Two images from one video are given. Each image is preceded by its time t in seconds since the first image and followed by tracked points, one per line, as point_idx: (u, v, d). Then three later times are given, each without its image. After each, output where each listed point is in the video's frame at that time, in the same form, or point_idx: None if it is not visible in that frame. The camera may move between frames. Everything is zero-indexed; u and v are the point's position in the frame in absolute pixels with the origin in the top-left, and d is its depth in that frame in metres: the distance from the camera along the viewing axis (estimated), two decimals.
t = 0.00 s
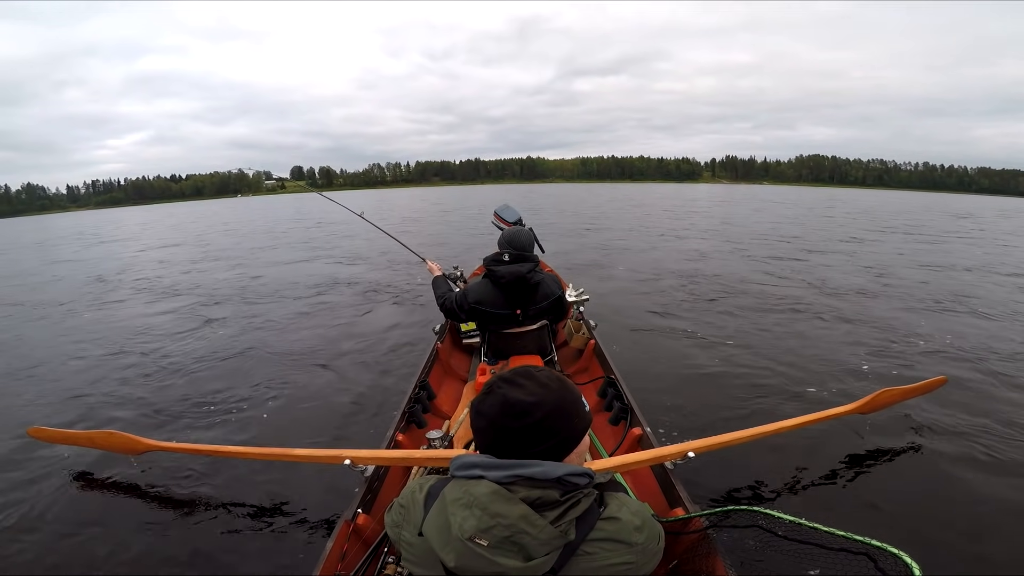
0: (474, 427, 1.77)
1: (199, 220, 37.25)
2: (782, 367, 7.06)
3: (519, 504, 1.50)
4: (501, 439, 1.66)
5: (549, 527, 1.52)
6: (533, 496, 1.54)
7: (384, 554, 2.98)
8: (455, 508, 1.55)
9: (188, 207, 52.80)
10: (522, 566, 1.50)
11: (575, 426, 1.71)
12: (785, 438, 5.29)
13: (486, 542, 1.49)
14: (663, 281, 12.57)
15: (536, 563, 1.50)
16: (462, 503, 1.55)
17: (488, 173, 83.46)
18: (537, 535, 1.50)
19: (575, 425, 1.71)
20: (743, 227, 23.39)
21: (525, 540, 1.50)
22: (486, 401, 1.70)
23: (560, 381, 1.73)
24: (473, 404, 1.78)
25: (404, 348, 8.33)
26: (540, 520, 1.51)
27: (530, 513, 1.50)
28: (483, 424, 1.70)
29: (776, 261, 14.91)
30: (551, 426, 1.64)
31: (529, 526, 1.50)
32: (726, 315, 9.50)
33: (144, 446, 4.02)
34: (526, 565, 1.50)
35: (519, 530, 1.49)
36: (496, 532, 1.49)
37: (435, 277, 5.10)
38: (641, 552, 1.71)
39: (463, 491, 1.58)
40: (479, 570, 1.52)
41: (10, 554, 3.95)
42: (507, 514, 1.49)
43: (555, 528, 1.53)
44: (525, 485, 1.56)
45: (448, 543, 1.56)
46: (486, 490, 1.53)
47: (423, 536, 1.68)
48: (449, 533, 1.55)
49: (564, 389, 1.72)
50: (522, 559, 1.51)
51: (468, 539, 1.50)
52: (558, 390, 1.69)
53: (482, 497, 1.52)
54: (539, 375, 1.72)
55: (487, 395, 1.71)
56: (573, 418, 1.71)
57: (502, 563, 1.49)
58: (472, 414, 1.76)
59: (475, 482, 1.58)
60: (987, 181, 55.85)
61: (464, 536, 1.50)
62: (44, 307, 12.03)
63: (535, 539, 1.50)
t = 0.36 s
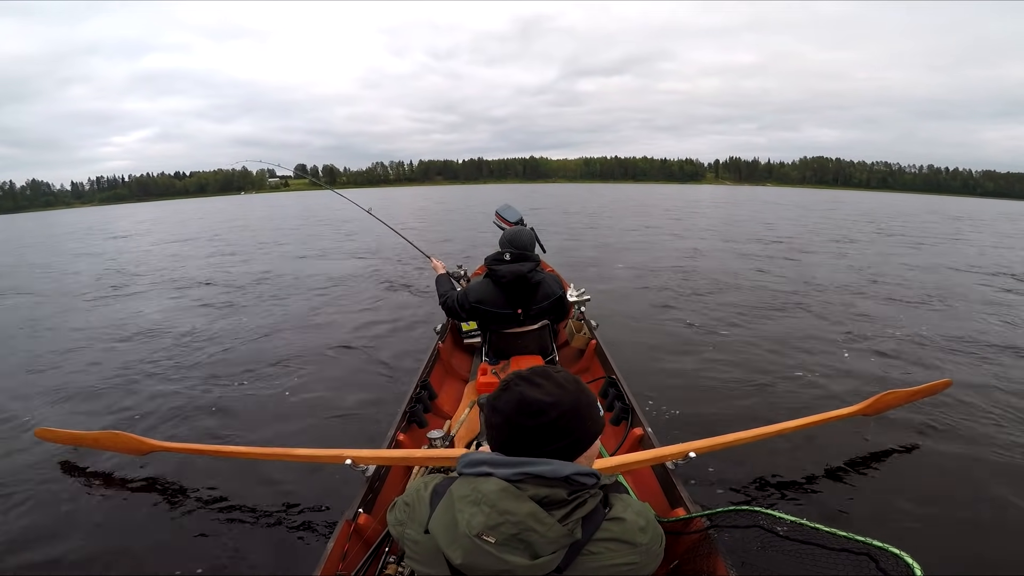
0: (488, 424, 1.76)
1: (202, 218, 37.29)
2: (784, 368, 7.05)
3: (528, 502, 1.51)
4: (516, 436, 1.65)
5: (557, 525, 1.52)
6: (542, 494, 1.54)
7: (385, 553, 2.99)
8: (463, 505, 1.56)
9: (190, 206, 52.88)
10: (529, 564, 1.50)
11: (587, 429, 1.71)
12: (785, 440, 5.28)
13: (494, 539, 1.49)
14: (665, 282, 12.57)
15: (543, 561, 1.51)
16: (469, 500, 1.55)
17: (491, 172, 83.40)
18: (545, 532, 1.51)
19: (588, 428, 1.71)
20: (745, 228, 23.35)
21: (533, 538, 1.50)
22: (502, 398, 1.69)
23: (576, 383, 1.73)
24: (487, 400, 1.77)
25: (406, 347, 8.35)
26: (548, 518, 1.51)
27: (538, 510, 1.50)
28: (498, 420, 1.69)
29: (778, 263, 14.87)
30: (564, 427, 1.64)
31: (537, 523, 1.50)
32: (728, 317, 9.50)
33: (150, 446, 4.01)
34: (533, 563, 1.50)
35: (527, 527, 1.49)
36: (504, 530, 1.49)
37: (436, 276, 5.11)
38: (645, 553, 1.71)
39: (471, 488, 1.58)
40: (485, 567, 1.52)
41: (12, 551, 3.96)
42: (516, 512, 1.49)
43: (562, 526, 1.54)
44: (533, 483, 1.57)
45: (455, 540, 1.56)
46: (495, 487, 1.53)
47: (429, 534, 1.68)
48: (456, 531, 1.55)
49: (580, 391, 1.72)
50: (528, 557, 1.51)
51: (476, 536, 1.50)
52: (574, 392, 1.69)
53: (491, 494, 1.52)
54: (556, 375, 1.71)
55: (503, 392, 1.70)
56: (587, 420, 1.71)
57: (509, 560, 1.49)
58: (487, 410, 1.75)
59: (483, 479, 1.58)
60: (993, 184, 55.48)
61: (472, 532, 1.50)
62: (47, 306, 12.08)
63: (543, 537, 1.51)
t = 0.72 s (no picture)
0: (503, 437, 1.66)
1: (205, 215, 37.35)
2: (785, 370, 7.04)
3: (529, 506, 1.51)
4: (547, 444, 1.63)
5: (558, 528, 1.53)
6: (542, 497, 1.54)
7: (385, 554, 3.00)
8: (463, 509, 1.56)
9: (194, 203, 52.94)
10: (532, 567, 1.51)
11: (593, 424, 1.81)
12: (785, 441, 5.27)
13: (496, 544, 1.50)
14: (666, 282, 12.57)
15: (545, 564, 1.51)
16: (470, 504, 1.56)
17: (494, 172, 83.39)
18: (546, 535, 1.51)
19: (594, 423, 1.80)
20: (748, 230, 23.33)
21: (535, 541, 1.51)
22: (527, 409, 1.63)
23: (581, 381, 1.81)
24: (500, 413, 1.66)
25: (406, 346, 8.36)
26: (550, 522, 1.51)
27: (539, 514, 1.51)
28: (525, 432, 1.62)
29: (780, 264, 14.85)
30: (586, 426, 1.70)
31: (538, 527, 1.51)
32: (730, 317, 9.49)
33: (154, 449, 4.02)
34: (535, 567, 1.51)
35: (529, 531, 1.50)
36: (505, 534, 1.50)
37: (437, 276, 5.12)
38: (645, 554, 1.72)
39: (471, 492, 1.58)
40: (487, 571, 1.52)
41: (12, 545, 3.97)
42: (517, 516, 1.50)
43: (564, 529, 1.54)
44: (534, 487, 1.57)
45: (456, 544, 1.57)
46: (496, 491, 1.53)
47: (429, 538, 1.68)
48: (457, 535, 1.56)
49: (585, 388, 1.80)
50: (530, 560, 1.52)
51: (478, 541, 1.51)
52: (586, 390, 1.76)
53: (491, 498, 1.53)
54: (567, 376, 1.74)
55: (525, 402, 1.63)
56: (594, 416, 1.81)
57: (511, 564, 1.50)
58: (504, 424, 1.65)
59: (483, 483, 1.58)
60: (997, 188, 55.29)
61: (474, 537, 1.51)
62: (50, 301, 12.10)
63: (545, 540, 1.51)
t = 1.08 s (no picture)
0: (533, 445, 1.62)
1: (208, 215, 37.40)
2: (785, 369, 7.02)
3: (533, 501, 1.51)
4: (574, 436, 1.68)
5: (564, 520, 1.53)
6: (545, 492, 1.54)
7: (383, 554, 3.00)
8: (467, 509, 1.55)
9: (196, 203, 53.01)
10: (541, 561, 1.51)
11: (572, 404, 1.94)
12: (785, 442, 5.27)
13: (504, 541, 1.49)
14: (667, 283, 12.56)
15: (554, 557, 1.52)
16: (473, 504, 1.55)
17: (495, 173, 83.43)
18: (553, 529, 1.52)
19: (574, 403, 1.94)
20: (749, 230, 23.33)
21: (543, 536, 1.51)
22: (556, 409, 1.63)
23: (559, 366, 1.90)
24: (529, 423, 1.60)
25: (406, 345, 8.35)
26: (556, 515, 1.52)
27: (545, 508, 1.51)
28: (558, 432, 1.64)
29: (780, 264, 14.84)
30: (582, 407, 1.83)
31: (544, 522, 1.50)
32: (730, 318, 9.47)
33: (167, 447, 4.13)
34: (544, 561, 1.52)
35: (536, 526, 1.50)
36: (512, 530, 1.50)
37: (435, 276, 5.12)
38: (644, 540, 1.74)
39: (473, 492, 1.57)
40: (496, 569, 1.52)
41: (10, 543, 3.96)
42: (523, 512, 1.50)
43: (569, 521, 1.54)
44: (536, 483, 1.56)
45: (462, 546, 1.55)
46: (499, 489, 1.52)
47: (433, 540, 1.67)
48: (463, 535, 1.55)
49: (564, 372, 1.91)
50: (539, 555, 1.52)
51: (485, 539, 1.50)
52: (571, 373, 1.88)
53: (495, 496, 1.52)
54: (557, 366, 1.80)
55: (553, 403, 1.63)
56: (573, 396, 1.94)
57: (521, 560, 1.50)
58: (536, 432, 1.61)
59: (485, 482, 1.57)
60: (1000, 188, 55.17)
61: (481, 536, 1.50)
62: (51, 300, 12.12)
63: (551, 534, 1.52)
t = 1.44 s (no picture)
0: (540, 445, 1.61)
1: (210, 215, 37.43)
2: (786, 369, 7.01)
3: (542, 499, 1.51)
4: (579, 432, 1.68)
5: (572, 517, 1.54)
6: (551, 490, 1.55)
7: (384, 554, 3.01)
8: (474, 511, 1.55)
9: (198, 203, 53.07)
10: (553, 558, 1.52)
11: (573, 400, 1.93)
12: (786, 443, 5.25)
13: (515, 540, 1.50)
14: (668, 282, 12.54)
15: (565, 552, 1.53)
16: (480, 505, 1.55)
17: (496, 173, 83.38)
18: (562, 525, 1.52)
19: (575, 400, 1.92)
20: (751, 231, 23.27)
21: (553, 533, 1.51)
22: (562, 407, 1.62)
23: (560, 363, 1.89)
24: (535, 423, 1.59)
25: (406, 344, 8.36)
26: (564, 512, 1.52)
27: (553, 505, 1.51)
28: (565, 429, 1.63)
29: (781, 264, 14.81)
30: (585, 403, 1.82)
31: (554, 519, 1.51)
32: (732, 317, 9.45)
33: (173, 440, 4.19)
34: (556, 557, 1.52)
35: (545, 523, 1.50)
36: (522, 529, 1.50)
37: (436, 276, 5.12)
38: (645, 531, 1.76)
39: (479, 492, 1.57)
40: (508, 570, 1.51)
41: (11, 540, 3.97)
42: (532, 510, 1.50)
43: (577, 516, 1.55)
44: (541, 481, 1.57)
45: (472, 547, 1.55)
46: (506, 489, 1.53)
47: (440, 543, 1.66)
48: (472, 537, 1.54)
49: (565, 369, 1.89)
50: (550, 552, 1.53)
51: (496, 539, 1.50)
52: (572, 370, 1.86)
53: (502, 495, 1.52)
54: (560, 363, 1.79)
55: (558, 401, 1.61)
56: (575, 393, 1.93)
57: (534, 558, 1.50)
58: (542, 431, 1.60)
59: (490, 482, 1.57)
60: (1004, 189, 54.88)
61: (492, 536, 1.50)
62: (53, 299, 12.14)
63: (561, 530, 1.52)
